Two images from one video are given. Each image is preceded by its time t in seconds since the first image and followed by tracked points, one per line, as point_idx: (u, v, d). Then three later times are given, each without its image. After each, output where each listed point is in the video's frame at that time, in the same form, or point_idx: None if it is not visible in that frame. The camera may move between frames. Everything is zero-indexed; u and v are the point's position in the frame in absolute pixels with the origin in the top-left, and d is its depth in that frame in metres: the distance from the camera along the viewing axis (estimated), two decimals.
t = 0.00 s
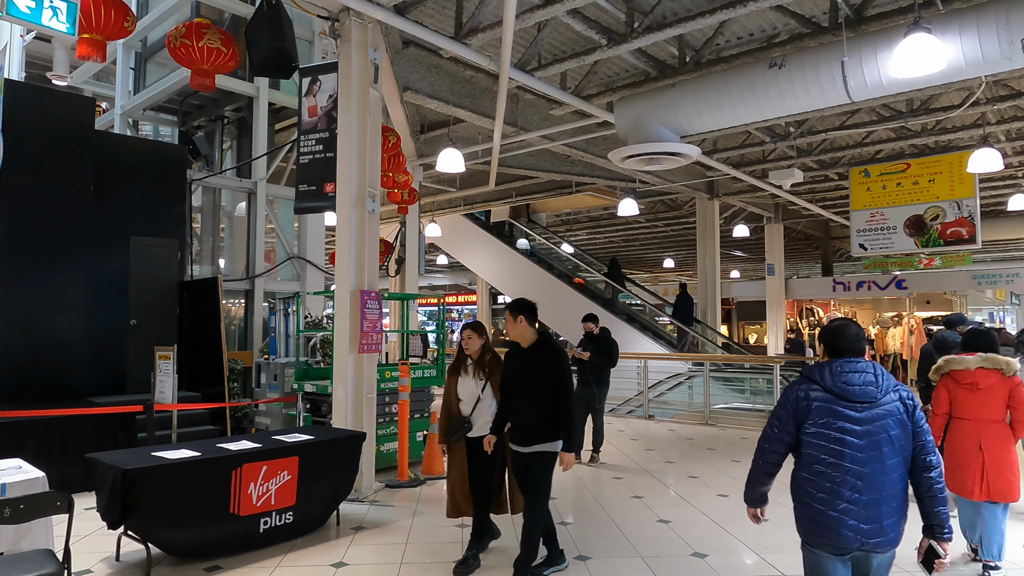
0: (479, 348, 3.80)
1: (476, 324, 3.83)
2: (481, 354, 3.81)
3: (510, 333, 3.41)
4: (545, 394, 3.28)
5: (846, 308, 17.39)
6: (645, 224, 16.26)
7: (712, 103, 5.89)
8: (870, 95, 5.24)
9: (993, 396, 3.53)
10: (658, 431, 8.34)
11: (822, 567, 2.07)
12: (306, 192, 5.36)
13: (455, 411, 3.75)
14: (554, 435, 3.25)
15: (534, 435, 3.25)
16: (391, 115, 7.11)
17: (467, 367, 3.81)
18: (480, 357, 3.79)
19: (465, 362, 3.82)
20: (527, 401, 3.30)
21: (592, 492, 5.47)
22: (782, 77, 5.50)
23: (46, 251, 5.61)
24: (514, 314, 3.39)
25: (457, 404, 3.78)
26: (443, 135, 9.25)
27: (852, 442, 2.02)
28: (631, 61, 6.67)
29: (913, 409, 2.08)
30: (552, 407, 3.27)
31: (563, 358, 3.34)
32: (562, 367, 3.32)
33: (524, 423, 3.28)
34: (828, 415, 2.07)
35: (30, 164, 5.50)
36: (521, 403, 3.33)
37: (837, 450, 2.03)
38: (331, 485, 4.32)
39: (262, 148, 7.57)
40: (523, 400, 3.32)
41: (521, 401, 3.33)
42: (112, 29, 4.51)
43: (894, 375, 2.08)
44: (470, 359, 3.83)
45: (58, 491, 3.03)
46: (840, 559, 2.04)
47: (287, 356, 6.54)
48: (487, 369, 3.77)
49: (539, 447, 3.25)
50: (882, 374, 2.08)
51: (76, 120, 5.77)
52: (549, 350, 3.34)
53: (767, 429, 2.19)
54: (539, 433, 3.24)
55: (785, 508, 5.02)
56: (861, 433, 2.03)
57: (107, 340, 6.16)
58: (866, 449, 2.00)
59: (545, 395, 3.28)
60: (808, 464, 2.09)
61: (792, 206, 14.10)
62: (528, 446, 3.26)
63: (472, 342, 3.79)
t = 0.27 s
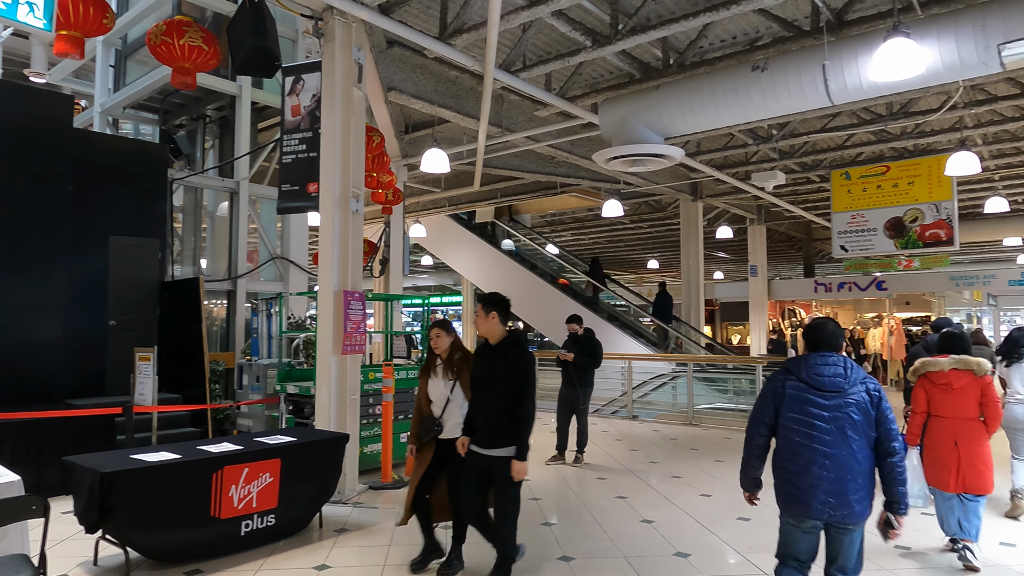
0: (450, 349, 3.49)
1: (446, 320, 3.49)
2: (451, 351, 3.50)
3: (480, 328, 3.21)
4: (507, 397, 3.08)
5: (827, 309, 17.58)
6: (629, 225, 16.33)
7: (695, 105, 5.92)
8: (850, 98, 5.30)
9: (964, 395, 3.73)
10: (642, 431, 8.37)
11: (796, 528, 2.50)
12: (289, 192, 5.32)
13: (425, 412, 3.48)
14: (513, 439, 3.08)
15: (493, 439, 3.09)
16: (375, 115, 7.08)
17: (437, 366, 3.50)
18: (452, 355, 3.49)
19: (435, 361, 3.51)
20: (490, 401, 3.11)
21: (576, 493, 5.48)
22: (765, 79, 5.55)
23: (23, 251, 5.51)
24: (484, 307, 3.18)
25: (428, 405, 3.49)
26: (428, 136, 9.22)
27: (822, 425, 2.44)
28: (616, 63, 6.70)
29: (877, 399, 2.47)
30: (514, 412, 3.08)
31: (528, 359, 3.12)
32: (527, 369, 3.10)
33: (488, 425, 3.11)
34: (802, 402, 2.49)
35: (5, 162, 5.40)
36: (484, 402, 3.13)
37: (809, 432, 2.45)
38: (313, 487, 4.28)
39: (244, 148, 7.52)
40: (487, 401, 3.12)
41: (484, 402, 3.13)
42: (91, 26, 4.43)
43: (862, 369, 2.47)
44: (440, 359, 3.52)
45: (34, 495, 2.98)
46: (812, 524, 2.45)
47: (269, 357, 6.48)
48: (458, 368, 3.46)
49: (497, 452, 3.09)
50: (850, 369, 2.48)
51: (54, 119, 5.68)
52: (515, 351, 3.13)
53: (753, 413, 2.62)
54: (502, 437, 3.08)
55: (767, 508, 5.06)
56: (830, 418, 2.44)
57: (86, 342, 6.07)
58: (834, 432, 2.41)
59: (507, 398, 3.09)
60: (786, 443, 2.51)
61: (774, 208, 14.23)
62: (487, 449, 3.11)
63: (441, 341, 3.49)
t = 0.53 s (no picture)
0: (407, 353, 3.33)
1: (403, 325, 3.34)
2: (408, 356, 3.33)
3: (440, 330, 2.90)
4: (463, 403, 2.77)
5: (807, 310, 17.79)
6: (612, 226, 16.40)
7: (677, 107, 5.96)
8: (829, 102, 5.36)
9: (938, 388, 3.97)
10: (624, 432, 8.41)
11: (774, 510, 2.77)
12: (270, 192, 5.27)
13: (385, 421, 3.32)
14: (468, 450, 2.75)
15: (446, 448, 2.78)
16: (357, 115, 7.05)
17: (394, 372, 3.34)
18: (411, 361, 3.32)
19: (394, 368, 3.35)
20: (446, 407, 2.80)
21: (559, 493, 5.49)
22: (745, 83, 5.60)
23: None
24: (443, 308, 2.88)
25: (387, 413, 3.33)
26: (410, 136, 9.20)
27: (794, 418, 2.69)
28: (598, 65, 6.73)
29: (845, 394, 2.70)
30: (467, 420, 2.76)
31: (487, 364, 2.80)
32: (483, 375, 2.76)
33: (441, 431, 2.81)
34: (777, 397, 2.74)
35: None
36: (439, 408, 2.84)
37: (782, 424, 2.70)
38: (294, 490, 4.25)
39: (225, 147, 7.50)
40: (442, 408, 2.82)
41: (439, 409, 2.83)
42: (66, 22, 4.35)
43: (831, 367, 2.71)
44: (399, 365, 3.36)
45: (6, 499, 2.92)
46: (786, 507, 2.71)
47: (249, 358, 6.42)
48: (415, 374, 3.28)
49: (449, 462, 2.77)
50: (820, 366, 2.71)
51: (28, 116, 5.58)
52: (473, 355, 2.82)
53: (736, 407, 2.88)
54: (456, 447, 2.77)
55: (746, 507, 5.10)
56: (801, 412, 2.69)
57: (61, 343, 5.96)
58: (804, 424, 2.66)
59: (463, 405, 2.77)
60: (762, 434, 2.77)
61: (755, 210, 14.37)
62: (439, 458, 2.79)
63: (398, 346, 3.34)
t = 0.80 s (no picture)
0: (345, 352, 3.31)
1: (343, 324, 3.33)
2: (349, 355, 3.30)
3: (383, 331, 2.69)
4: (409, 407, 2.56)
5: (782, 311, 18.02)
6: (591, 227, 16.48)
7: (655, 109, 6.00)
8: (803, 106, 5.45)
9: (914, 389, 4.24)
10: (601, 432, 8.44)
11: (747, 490, 3.10)
12: (245, 191, 5.21)
13: (328, 424, 3.25)
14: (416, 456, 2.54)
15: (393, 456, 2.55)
16: (335, 114, 7.00)
17: (337, 373, 3.31)
18: (355, 361, 3.26)
19: (336, 368, 3.32)
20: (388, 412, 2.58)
21: (536, 494, 5.50)
22: (722, 86, 5.66)
23: None
24: (385, 306, 2.67)
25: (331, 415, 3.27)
26: (388, 136, 9.16)
27: (765, 407, 3.03)
28: (577, 67, 6.76)
29: (810, 384, 3.05)
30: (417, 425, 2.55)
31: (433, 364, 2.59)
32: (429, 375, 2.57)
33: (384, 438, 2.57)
34: (750, 389, 3.09)
35: None
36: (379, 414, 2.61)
37: (755, 413, 3.05)
38: (268, 492, 4.20)
39: (199, 145, 7.38)
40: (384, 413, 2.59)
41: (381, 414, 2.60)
42: (34, 16, 4.25)
43: (797, 361, 3.05)
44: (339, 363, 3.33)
45: None
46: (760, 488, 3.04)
47: (224, 359, 6.34)
48: (352, 373, 3.22)
49: (397, 471, 2.54)
50: (787, 361, 3.05)
51: None
52: (419, 356, 2.60)
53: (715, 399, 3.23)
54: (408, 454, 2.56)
55: (721, 506, 5.16)
56: (771, 401, 3.04)
57: (28, 344, 5.83)
58: (772, 412, 3.01)
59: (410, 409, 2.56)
60: (738, 422, 3.12)
61: (732, 212, 14.53)
62: (384, 467, 2.56)
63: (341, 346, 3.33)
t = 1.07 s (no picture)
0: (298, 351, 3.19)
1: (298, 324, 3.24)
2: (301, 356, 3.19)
3: (331, 328, 2.54)
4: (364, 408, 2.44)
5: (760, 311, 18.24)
6: (572, 228, 16.53)
7: (634, 111, 6.04)
8: (780, 109, 5.51)
9: (894, 384, 4.47)
10: (581, 432, 8.47)
11: (728, 482, 3.30)
12: (222, 190, 5.15)
13: (278, 427, 3.05)
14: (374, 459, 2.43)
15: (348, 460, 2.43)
16: (314, 112, 6.95)
17: (289, 375, 3.18)
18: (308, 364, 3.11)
19: (287, 369, 3.19)
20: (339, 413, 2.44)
21: (516, 494, 5.50)
22: (700, 88, 5.71)
23: None
24: (334, 302, 2.53)
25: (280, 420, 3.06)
26: (368, 135, 9.11)
27: (746, 404, 3.27)
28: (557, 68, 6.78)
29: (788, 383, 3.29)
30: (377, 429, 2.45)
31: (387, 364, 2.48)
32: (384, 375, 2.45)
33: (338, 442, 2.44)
34: (733, 386, 3.31)
35: None
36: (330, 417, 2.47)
37: (737, 410, 3.28)
38: (245, 494, 4.15)
39: (175, 142, 7.28)
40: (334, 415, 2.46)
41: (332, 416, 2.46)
42: (4, 11, 4.17)
43: (777, 361, 3.28)
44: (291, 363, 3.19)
45: None
46: (739, 481, 3.26)
47: (201, 360, 6.26)
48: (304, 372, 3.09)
49: (355, 475, 2.43)
50: (767, 361, 3.29)
51: None
52: (371, 355, 2.48)
53: (702, 397, 3.46)
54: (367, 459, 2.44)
55: (699, 505, 5.21)
56: (752, 398, 3.27)
57: None
58: (753, 409, 3.24)
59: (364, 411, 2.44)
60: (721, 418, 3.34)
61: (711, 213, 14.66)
62: (338, 472, 2.44)
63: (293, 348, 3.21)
